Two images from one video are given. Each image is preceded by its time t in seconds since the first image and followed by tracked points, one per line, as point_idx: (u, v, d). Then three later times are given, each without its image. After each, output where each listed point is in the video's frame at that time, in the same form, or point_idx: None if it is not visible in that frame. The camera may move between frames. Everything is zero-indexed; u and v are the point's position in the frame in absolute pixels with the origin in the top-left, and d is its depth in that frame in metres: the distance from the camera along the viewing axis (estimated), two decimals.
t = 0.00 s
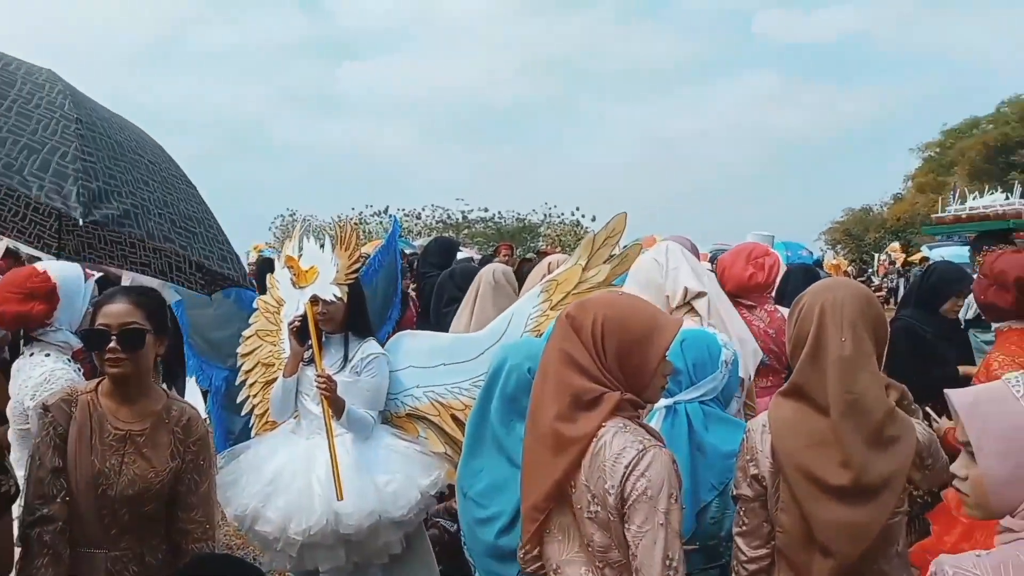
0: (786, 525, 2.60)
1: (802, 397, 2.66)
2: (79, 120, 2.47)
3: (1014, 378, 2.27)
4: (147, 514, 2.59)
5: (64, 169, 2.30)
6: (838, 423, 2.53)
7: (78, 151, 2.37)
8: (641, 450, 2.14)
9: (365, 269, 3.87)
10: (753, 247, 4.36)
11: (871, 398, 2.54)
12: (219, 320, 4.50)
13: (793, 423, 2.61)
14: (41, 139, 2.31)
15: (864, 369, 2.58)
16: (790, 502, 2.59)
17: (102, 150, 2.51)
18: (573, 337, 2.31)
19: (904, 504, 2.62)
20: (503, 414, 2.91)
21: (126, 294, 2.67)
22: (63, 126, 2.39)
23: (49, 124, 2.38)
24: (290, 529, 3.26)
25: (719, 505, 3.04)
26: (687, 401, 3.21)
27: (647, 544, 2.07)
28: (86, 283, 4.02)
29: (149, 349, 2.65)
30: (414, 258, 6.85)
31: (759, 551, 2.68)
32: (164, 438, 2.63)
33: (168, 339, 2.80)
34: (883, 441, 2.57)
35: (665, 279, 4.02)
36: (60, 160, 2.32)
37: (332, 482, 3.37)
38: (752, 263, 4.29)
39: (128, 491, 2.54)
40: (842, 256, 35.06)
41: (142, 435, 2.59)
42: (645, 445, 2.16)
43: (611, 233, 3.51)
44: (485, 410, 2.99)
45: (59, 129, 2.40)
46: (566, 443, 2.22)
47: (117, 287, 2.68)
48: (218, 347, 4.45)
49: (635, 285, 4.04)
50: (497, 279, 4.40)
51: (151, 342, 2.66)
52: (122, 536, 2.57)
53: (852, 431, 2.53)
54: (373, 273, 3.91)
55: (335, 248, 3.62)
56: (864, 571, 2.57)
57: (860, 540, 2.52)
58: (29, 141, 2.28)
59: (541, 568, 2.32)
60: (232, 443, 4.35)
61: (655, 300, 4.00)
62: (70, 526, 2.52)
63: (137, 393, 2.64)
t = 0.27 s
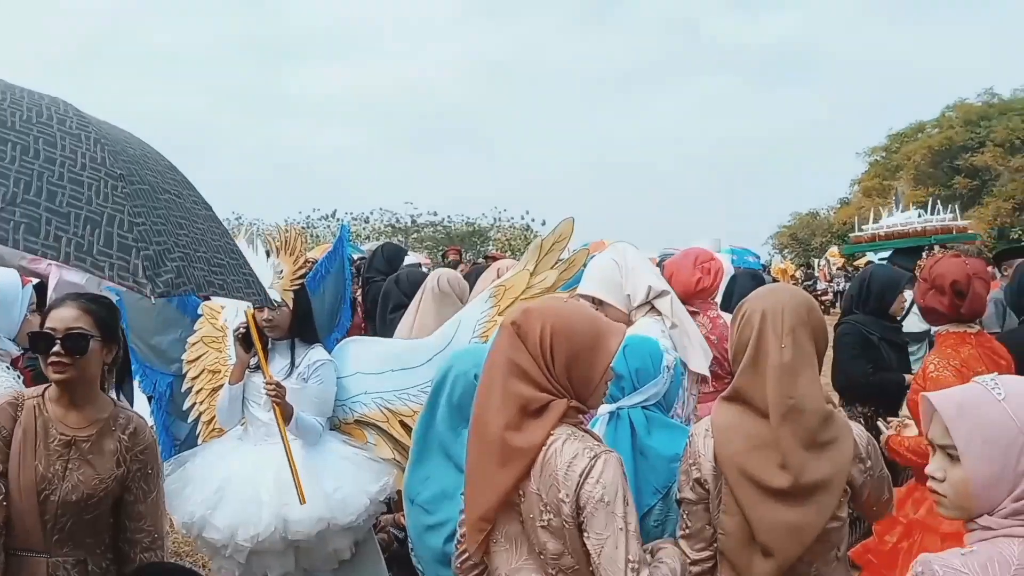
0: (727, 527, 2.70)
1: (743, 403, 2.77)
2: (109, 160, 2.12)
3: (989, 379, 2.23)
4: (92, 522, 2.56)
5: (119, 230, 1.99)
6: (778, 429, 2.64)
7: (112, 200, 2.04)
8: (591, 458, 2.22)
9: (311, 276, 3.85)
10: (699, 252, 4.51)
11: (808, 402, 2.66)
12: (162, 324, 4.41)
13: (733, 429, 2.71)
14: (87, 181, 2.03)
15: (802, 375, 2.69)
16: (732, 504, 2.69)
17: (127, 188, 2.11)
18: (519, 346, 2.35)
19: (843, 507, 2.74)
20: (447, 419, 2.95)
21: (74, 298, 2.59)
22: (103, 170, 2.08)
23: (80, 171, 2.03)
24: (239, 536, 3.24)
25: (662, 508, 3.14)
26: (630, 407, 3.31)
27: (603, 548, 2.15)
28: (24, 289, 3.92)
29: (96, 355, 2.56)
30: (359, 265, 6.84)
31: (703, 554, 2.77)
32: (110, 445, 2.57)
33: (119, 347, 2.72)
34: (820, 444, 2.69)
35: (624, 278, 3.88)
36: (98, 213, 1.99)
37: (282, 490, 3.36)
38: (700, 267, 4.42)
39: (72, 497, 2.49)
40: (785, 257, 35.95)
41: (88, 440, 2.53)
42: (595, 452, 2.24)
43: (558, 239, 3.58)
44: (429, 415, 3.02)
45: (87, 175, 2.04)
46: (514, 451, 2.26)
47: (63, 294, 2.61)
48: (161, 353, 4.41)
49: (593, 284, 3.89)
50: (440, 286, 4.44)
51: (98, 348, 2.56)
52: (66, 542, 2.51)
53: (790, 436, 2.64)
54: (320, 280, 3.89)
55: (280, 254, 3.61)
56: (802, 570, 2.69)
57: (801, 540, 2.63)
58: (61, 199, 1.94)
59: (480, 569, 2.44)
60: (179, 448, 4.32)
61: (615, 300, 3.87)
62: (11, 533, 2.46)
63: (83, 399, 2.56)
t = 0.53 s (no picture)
0: (695, 534, 2.76)
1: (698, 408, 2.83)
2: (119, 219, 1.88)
3: (978, 383, 2.29)
4: (50, 530, 2.53)
5: (157, 312, 1.79)
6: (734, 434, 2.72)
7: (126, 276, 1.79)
8: (559, 467, 2.27)
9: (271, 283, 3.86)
10: (662, 256, 4.58)
11: (765, 405, 2.71)
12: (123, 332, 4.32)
13: (693, 434, 2.78)
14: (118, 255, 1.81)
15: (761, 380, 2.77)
16: (698, 512, 2.75)
17: (155, 262, 1.89)
18: (485, 354, 2.36)
19: (811, 512, 2.78)
20: (410, 426, 2.98)
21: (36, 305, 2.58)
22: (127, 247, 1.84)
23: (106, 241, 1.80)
24: (203, 545, 3.23)
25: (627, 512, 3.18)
26: (592, 413, 3.36)
27: (577, 555, 2.25)
28: None
29: (55, 361, 2.57)
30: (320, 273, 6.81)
31: (667, 561, 2.84)
32: (68, 453, 2.55)
33: (83, 356, 2.70)
34: (780, 447, 2.74)
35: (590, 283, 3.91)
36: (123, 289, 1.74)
37: (247, 500, 3.35)
38: (661, 273, 4.49)
39: (29, 505, 2.48)
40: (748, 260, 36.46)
41: (47, 448, 2.53)
42: (562, 461, 2.30)
43: (521, 246, 3.63)
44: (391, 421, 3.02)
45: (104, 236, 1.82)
46: (481, 459, 2.28)
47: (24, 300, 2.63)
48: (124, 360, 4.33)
49: (557, 287, 3.93)
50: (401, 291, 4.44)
51: (55, 354, 2.56)
52: (23, 550, 2.50)
53: (748, 439, 2.71)
54: (281, 287, 3.92)
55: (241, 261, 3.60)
56: (766, 572, 2.74)
57: (765, 542, 2.69)
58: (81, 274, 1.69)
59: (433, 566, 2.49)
60: (142, 457, 4.26)
61: (578, 303, 3.92)
62: None
63: (42, 407, 2.56)
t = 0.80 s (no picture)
0: (672, 540, 2.80)
1: (670, 415, 2.89)
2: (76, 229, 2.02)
3: (978, 389, 2.38)
4: (21, 537, 2.50)
5: (115, 323, 1.96)
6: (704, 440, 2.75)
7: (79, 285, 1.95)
8: (541, 477, 2.29)
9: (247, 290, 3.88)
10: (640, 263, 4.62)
11: (738, 409, 2.75)
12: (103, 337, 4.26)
13: (668, 441, 2.82)
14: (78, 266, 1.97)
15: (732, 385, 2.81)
16: (675, 518, 2.79)
17: (111, 270, 2.04)
18: (467, 360, 2.37)
19: (796, 520, 2.79)
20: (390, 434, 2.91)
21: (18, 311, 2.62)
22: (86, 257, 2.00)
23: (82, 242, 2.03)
24: (182, 553, 3.21)
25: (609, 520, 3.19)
26: (573, 419, 3.37)
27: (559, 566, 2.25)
28: None
29: (26, 368, 2.55)
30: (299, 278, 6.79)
31: (648, 568, 2.86)
32: (43, 460, 2.52)
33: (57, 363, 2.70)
34: (757, 452, 2.78)
35: (574, 286, 3.96)
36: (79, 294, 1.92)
37: (227, 507, 3.34)
38: (636, 280, 4.53)
39: None
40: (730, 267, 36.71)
41: (20, 454, 2.50)
42: (544, 470, 2.31)
43: (498, 252, 3.68)
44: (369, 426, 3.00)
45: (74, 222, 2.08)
46: (458, 464, 2.29)
47: None
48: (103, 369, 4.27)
49: (541, 281, 3.97)
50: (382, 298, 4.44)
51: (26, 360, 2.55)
52: None
53: (722, 445, 2.74)
54: (256, 292, 3.94)
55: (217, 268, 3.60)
56: None
57: (742, 550, 2.72)
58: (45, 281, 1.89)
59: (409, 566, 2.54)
60: (124, 464, 4.22)
61: (558, 301, 3.96)
62: None
63: (15, 413, 2.55)
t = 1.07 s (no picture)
0: (660, 539, 2.82)
1: (659, 416, 2.90)
2: None
3: (984, 397, 2.37)
4: (9, 545, 2.50)
5: None
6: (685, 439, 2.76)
7: None
8: (542, 482, 2.26)
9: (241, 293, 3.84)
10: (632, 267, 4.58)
11: (718, 408, 2.74)
12: (99, 343, 4.19)
13: (658, 440, 2.85)
14: None
15: (717, 386, 2.80)
16: (662, 517, 2.81)
17: None
18: (469, 362, 2.34)
19: (788, 524, 2.75)
20: (385, 438, 2.89)
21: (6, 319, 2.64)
22: None
23: None
24: (178, 559, 3.22)
25: (608, 528, 3.17)
26: (568, 425, 3.38)
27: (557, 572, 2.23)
28: None
29: (12, 375, 2.54)
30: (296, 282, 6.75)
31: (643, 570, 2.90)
32: (31, 467, 2.51)
33: (48, 370, 2.67)
34: (744, 453, 2.74)
35: (573, 290, 3.93)
36: None
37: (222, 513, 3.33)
38: (631, 284, 4.50)
39: None
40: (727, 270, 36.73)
41: (8, 462, 2.49)
42: (543, 475, 2.28)
43: (494, 255, 3.67)
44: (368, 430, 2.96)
45: None
46: (459, 469, 2.27)
47: None
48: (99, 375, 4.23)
49: (542, 283, 3.96)
50: (377, 302, 4.41)
51: (14, 368, 2.54)
52: None
53: (701, 443, 2.74)
54: (251, 297, 3.88)
55: (210, 272, 3.60)
56: None
57: (731, 552, 2.70)
58: None
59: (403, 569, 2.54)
60: (122, 470, 4.17)
61: (557, 304, 3.94)
62: None
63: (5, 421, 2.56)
